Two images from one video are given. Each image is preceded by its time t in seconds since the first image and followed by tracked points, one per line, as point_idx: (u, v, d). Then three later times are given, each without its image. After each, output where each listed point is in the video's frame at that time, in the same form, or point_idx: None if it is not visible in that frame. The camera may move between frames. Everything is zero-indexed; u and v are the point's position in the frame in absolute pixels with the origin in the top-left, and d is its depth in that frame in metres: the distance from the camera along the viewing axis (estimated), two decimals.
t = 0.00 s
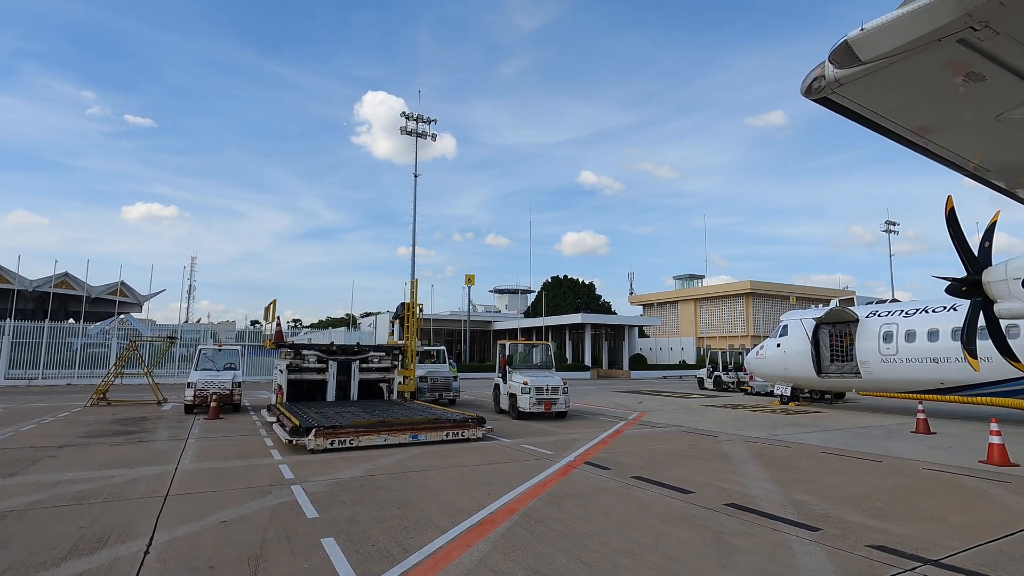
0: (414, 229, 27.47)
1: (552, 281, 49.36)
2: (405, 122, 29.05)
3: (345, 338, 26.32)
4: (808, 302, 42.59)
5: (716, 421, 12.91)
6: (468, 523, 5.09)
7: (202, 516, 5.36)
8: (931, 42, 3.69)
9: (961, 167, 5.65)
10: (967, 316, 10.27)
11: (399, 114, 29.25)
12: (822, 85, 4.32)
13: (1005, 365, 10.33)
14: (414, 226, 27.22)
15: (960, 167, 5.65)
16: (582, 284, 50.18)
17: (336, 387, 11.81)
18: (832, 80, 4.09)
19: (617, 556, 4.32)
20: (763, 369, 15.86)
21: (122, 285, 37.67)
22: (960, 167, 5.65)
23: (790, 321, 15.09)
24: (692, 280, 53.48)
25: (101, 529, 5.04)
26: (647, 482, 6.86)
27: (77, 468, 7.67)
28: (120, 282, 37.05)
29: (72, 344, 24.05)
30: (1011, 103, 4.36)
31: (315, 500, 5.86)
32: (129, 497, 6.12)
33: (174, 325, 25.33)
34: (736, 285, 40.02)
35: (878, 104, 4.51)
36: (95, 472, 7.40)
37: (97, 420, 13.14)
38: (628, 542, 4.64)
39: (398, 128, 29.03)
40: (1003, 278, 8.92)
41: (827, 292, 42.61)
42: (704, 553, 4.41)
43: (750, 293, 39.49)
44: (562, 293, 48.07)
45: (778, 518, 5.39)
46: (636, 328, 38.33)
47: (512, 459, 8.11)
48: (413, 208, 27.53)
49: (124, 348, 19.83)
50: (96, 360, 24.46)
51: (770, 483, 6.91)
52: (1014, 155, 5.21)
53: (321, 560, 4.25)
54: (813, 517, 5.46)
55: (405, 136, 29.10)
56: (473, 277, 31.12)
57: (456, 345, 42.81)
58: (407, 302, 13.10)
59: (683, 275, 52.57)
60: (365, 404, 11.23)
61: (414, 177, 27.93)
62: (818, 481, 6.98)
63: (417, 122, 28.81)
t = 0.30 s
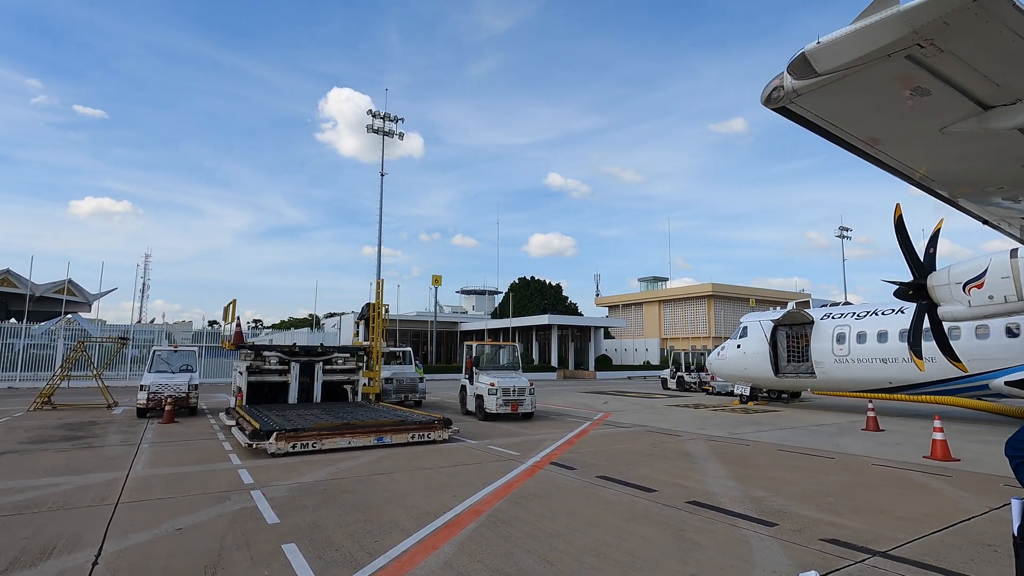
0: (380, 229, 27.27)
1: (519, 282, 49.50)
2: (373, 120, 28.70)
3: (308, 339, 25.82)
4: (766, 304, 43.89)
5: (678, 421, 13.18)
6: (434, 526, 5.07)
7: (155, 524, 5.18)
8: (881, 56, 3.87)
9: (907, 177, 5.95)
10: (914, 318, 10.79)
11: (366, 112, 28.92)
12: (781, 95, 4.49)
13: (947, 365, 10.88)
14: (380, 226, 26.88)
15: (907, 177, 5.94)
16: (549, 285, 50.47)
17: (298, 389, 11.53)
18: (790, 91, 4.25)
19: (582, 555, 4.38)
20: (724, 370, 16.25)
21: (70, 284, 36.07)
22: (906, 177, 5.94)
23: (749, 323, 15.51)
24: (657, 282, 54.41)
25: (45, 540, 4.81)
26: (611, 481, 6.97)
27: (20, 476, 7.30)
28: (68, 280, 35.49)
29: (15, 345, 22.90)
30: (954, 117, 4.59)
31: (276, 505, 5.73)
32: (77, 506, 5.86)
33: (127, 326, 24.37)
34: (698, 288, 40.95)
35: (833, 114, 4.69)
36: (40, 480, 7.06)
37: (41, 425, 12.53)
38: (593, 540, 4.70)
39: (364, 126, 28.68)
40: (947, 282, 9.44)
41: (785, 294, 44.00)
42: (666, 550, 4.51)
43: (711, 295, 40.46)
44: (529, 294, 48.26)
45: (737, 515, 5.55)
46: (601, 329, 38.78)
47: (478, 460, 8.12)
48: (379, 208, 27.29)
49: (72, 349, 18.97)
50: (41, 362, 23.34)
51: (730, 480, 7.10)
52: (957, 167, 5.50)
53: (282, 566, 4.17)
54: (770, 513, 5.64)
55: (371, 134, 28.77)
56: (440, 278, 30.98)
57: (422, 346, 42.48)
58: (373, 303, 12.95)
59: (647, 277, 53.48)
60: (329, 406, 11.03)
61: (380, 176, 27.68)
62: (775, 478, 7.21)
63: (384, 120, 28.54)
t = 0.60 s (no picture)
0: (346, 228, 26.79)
1: (487, 283, 49.46)
2: (339, 118, 28.27)
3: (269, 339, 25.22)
4: (728, 306, 45.02)
5: (643, 420, 13.38)
6: (399, 528, 5.03)
7: (106, 533, 4.99)
8: (837, 68, 4.03)
9: (861, 185, 6.18)
10: (866, 320, 11.27)
11: (332, 109, 28.45)
12: (742, 103, 4.62)
13: (896, 365, 11.37)
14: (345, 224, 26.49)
15: (861, 185, 6.17)
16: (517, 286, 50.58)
17: (260, 391, 11.24)
18: (752, 99, 4.38)
19: (548, 555, 4.41)
20: (687, 370, 16.58)
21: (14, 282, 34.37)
22: (861, 185, 6.17)
23: (712, 324, 15.88)
24: (623, 284, 55.19)
25: None
26: (576, 481, 7.03)
27: None
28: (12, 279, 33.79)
29: None
30: (904, 129, 4.82)
31: (235, 511, 5.59)
32: (20, 516, 5.59)
33: (75, 326, 23.33)
34: (663, 290, 41.69)
35: (791, 123, 4.86)
36: None
37: None
38: (559, 540, 4.74)
39: (330, 123, 28.21)
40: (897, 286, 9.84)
41: (745, 297, 45.22)
42: (630, 548, 4.58)
43: (676, 297, 41.27)
44: (496, 295, 48.28)
45: (698, 512, 5.68)
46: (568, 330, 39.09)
47: (445, 462, 8.09)
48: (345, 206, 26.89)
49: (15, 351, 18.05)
50: None
51: (693, 478, 7.26)
52: (906, 176, 5.77)
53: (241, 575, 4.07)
54: (730, 510, 5.80)
55: (337, 131, 28.31)
56: (406, 278, 30.71)
57: (388, 347, 42.00)
58: (338, 303, 12.76)
59: (614, 279, 54.18)
60: (291, 409, 10.81)
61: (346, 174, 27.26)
62: (735, 475, 7.41)
63: (351, 117, 28.13)
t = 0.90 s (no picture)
0: (312, 226, 26.28)
1: (456, 283, 49.26)
2: (306, 113, 27.72)
3: (231, 339, 24.55)
4: (693, 308, 45.95)
5: (609, 420, 13.54)
6: (364, 531, 4.98)
7: (54, 542, 4.78)
8: (796, 78, 4.17)
9: (818, 191, 6.39)
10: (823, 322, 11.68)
11: (299, 104, 27.87)
12: (706, 110, 4.72)
13: (851, 365, 11.80)
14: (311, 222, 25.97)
15: (818, 191, 6.38)
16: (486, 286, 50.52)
17: (220, 393, 10.93)
18: (715, 106, 4.48)
19: (515, 555, 4.43)
20: (653, 370, 16.84)
21: None
22: (818, 191, 6.38)
23: (677, 325, 16.16)
24: (592, 285, 55.67)
25: None
26: (543, 480, 7.08)
27: None
28: None
29: None
30: (858, 138, 5.01)
31: (192, 517, 5.43)
32: None
33: (22, 326, 22.23)
34: (630, 291, 42.27)
35: (752, 130, 4.99)
36: None
37: None
38: (525, 540, 4.77)
39: (296, 119, 27.62)
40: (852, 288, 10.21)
41: (709, 298, 46.22)
42: (594, 547, 4.64)
43: (643, 298, 41.91)
44: (465, 295, 48.14)
45: (662, 509, 5.79)
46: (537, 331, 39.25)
47: (412, 463, 8.04)
48: (311, 204, 26.38)
49: None
50: None
51: (657, 476, 7.40)
52: (859, 183, 6.00)
53: None
54: (693, 507, 5.92)
55: (303, 127, 27.74)
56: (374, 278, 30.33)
57: (354, 347, 41.39)
58: (303, 303, 12.51)
59: (582, 280, 54.67)
60: (253, 411, 10.54)
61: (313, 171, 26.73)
62: (697, 473, 7.57)
63: (318, 113, 27.61)
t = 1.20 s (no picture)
0: (277, 224, 25.72)
1: (425, 283, 48.93)
2: (271, 109, 27.11)
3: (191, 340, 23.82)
4: (661, 309, 46.68)
5: (577, 421, 13.64)
6: (328, 536, 4.90)
7: None
8: (758, 87, 4.29)
9: (780, 197, 6.57)
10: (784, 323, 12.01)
11: (264, 99, 27.25)
12: (672, 116, 4.80)
13: (810, 365, 12.15)
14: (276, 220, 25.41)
15: (780, 197, 6.56)
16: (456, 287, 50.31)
17: (179, 395, 10.59)
18: (681, 112, 4.56)
19: (482, 556, 4.42)
20: (620, 371, 17.04)
21: None
22: (779, 197, 6.56)
23: (644, 326, 16.39)
24: (562, 287, 56.01)
25: None
26: (511, 481, 7.08)
27: None
28: None
29: None
30: (816, 146, 5.17)
31: (147, 524, 5.25)
32: None
33: None
34: (599, 293, 42.70)
35: (716, 136, 5.09)
36: None
37: None
38: (492, 541, 4.77)
39: (262, 114, 27.00)
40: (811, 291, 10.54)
41: (676, 300, 47.03)
42: (561, 547, 4.66)
43: (611, 300, 42.38)
44: (435, 296, 47.85)
45: (628, 508, 5.86)
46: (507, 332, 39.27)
47: (379, 466, 7.94)
48: (277, 201, 25.81)
49: None
50: None
51: (623, 476, 7.48)
52: (818, 190, 6.19)
53: None
54: (657, 505, 6.01)
55: (269, 122, 27.12)
56: (342, 278, 29.87)
57: (321, 349, 40.66)
58: (267, 303, 12.24)
59: (552, 282, 54.95)
60: (214, 414, 10.26)
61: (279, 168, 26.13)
62: (663, 472, 7.69)
63: (284, 109, 27.04)
